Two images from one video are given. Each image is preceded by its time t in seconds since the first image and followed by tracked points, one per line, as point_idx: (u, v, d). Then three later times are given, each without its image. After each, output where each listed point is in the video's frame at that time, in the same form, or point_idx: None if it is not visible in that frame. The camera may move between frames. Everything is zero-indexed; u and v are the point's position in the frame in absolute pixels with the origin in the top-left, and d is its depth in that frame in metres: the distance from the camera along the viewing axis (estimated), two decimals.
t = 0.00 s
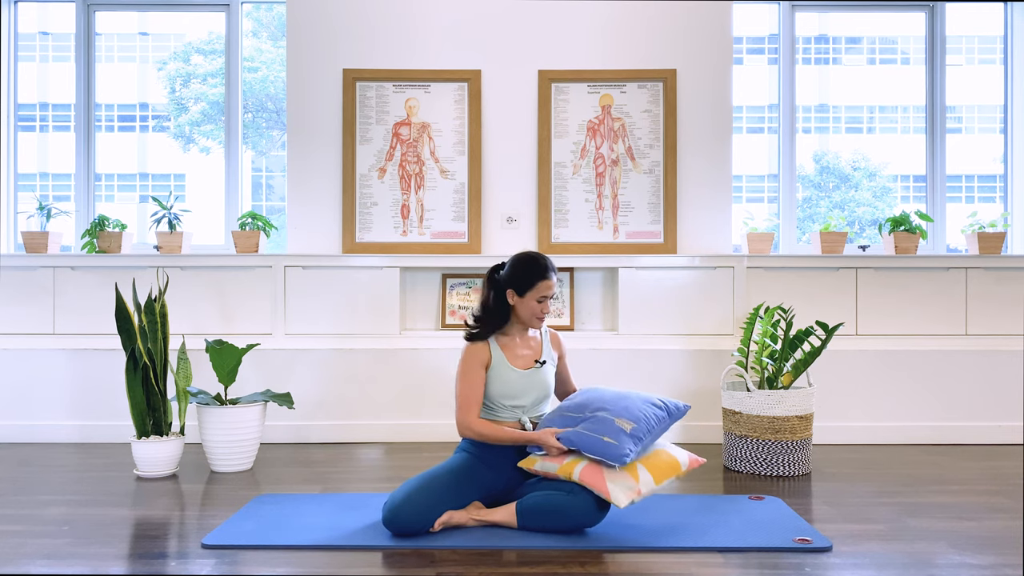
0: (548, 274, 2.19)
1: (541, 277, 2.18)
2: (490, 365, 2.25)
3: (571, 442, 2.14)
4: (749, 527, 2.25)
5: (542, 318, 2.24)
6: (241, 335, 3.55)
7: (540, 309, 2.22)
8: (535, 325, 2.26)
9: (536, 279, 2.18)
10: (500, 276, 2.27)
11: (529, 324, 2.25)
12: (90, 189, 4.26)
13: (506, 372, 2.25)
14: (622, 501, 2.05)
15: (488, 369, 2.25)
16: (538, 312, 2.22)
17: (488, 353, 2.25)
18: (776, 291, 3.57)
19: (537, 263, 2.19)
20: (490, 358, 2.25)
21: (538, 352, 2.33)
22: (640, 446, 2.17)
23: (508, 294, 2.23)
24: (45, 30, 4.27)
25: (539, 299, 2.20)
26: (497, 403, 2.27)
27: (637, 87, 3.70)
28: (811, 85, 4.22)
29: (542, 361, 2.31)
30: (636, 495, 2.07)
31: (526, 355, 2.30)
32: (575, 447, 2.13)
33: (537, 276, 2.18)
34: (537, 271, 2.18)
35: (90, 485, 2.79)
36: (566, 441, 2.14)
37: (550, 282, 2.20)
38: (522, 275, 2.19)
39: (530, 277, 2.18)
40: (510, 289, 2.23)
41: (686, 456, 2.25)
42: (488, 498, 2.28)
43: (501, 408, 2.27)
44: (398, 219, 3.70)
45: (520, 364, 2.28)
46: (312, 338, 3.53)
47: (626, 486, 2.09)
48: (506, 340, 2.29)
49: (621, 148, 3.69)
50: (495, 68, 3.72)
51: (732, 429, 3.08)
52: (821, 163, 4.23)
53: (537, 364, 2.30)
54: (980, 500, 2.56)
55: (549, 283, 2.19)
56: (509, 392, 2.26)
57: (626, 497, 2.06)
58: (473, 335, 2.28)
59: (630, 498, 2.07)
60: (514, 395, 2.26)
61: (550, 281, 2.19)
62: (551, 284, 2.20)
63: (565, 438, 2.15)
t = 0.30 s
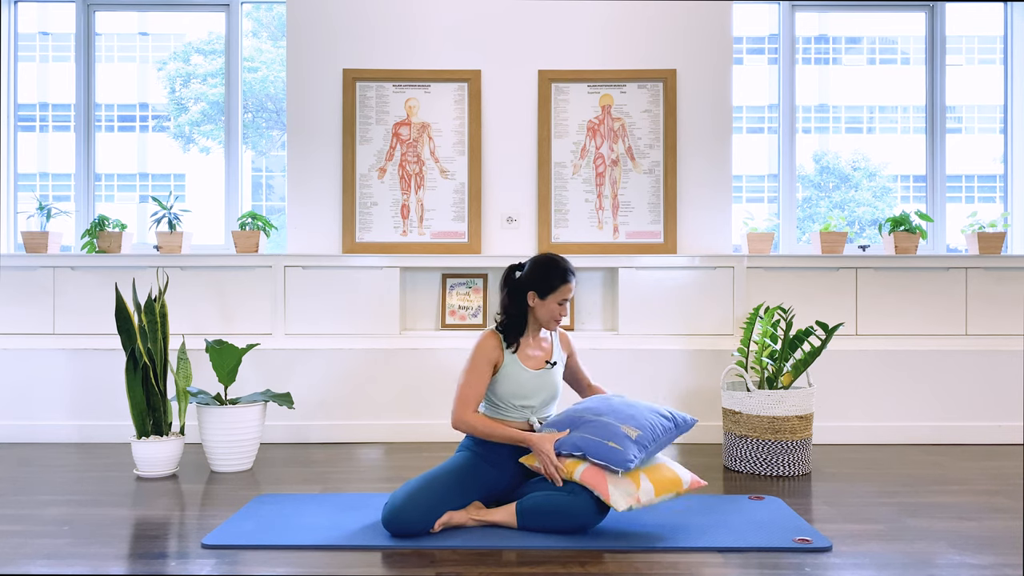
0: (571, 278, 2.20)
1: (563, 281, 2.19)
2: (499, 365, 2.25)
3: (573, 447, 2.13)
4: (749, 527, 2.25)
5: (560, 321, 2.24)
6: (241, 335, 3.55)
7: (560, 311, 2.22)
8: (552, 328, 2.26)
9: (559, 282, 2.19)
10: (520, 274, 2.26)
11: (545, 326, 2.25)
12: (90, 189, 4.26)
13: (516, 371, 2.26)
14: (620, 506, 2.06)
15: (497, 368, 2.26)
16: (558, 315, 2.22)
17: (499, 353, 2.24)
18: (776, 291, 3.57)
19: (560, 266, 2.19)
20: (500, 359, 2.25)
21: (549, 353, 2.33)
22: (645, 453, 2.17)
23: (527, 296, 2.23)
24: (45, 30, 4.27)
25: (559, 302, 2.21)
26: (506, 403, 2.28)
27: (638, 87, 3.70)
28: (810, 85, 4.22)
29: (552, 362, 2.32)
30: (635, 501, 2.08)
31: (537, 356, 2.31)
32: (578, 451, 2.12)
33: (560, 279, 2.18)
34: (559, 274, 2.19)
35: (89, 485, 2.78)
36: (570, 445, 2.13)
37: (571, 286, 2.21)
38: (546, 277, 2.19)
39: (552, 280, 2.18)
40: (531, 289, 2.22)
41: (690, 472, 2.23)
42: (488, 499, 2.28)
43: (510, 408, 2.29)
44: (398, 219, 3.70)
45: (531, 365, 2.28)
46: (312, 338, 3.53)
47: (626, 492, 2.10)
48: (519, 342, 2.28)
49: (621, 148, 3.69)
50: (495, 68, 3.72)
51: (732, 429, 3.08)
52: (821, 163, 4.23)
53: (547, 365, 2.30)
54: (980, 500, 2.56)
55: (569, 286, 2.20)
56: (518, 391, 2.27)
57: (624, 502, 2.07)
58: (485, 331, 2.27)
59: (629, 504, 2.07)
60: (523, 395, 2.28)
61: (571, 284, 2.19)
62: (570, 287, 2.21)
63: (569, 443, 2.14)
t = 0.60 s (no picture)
0: (590, 288, 2.19)
1: (581, 291, 2.18)
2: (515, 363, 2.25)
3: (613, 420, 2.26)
4: (750, 527, 2.26)
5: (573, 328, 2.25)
6: (241, 334, 3.55)
7: (576, 319, 2.23)
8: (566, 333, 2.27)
9: (579, 292, 2.18)
10: (539, 277, 2.24)
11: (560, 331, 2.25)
12: (90, 189, 4.26)
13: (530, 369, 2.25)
14: (669, 471, 2.19)
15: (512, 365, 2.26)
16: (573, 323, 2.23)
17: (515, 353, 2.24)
18: (776, 291, 3.57)
19: (581, 275, 2.19)
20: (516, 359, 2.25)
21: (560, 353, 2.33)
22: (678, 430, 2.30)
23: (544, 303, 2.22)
24: (45, 30, 4.27)
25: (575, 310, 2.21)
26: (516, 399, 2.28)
27: (637, 87, 3.70)
28: (811, 85, 4.22)
29: (563, 362, 2.32)
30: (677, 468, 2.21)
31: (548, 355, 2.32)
32: (619, 423, 2.25)
33: (578, 289, 2.18)
34: (578, 283, 2.18)
35: (90, 484, 2.79)
36: (611, 418, 2.27)
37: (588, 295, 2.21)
38: (568, 285, 2.18)
39: (571, 289, 2.18)
40: (550, 295, 2.21)
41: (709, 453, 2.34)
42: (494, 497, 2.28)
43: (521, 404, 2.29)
44: (398, 219, 3.70)
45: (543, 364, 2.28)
46: (312, 338, 3.53)
47: (669, 461, 2.22)
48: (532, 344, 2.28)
49: (621, 148, 3.69)
50: (495, 68, 3.72)
51: (732, 428, 3.08)
52: (822, 163, 4.23)
53: (558, 364, 2.30)
54: (980, 500, 2.56)
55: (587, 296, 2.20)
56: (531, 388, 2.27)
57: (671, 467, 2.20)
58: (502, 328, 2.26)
59: (676, 470, 2.21)
60: (534, 393, 2.27)
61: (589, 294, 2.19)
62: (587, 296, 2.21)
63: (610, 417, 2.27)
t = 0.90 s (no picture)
0: (602, 301, 2.19)
1: (595, 304, 2.18)
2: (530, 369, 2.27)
3: (631, 426, 2.50)
4: (749, 526, 2.26)
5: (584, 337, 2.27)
6: (241, 334, 3.55)
7: (586, 329, 2.23)
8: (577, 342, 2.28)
9: (591, 304, 2.18)
10: (554, 284, 2.24)
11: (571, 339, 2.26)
12: (90, 189, 4.26)
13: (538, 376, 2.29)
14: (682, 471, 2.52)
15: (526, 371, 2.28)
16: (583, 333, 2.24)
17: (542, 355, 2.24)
18: (776, 291, 3.57)
19: (595, 287, 2.19)
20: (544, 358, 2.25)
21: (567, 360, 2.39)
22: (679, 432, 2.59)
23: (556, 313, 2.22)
24: (45, 30, 4.27)
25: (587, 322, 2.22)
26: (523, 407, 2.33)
27: (638, 87, 3.70)
28: (811, 85, 4.22)
29: (569, 368, 2.38)
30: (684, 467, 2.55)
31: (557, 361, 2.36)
32: (639, 429, 2.50)
33: (592, 303, 2.18)
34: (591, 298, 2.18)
35: (90, 485, 2.78)
36: (631, 424, 2.51)
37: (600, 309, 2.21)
38: (581, 297, 2.18)
39: (584, 303, 2.18)
40: (562, 304, 2.20)
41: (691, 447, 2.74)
42: (496, 496, 2.28)
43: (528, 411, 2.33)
44: (398, 219, 3.70)
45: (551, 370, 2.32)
46: (311, 338, 3.53)
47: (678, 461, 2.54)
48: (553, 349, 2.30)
49: (621, 148, 3.69)
50: (495, 68, 3.72)
51: (732, 428, 3.08)
52: (822, 163, 4.23)
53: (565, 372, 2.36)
54: (980, 500, 2.57)
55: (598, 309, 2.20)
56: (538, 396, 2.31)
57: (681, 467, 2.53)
58: (523, 331, 2.24)
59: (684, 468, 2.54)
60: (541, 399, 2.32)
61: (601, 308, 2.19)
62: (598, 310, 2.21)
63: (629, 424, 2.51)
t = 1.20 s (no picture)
0: (613, 306, 2.18)
1: (605, 309, 2.17)
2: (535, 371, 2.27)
3: (629, 449, 2.62)
4: (749, 527, 2.25)
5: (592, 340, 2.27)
6: (241, 334, 3.55)
7: (594, 333, 2.23)
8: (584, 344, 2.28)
9: (601, 309, 2.17)
10: (565, 286, 2.22)
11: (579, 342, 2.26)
12: (90, 189, 4.26)
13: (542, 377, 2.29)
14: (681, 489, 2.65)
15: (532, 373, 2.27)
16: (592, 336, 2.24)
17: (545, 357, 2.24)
18: (776, 291, 3.57)
19: (606, 292, 2.17)
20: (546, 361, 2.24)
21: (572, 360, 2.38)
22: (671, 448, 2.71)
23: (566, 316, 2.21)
24: (45, 30, 4.27)
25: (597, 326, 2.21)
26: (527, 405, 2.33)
27: (638, 87, 3.70)
28: (811, 85, 4.22)
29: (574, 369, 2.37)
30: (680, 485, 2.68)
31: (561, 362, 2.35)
32: (637, 453, 2.62)
33: (603, 308, 2.17)
34: (602, 302, 2.16)
35: (90, 485, 2.79)
36: (628, 447, 2.62)
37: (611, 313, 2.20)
38: (592, 301, 2.16)
39: (595, 308, 2.17)
40: (572, 307, 2.19)
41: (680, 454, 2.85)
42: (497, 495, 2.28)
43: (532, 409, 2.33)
44: (398, 219, 3.70)
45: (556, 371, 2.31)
46: (311, 338, 3.53)
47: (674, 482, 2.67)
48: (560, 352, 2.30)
49: (621, 148, 3.69)
50: (495, 68, 3.72)
51: (732, 428, 3.08)
52: (822, 163, 4.23)
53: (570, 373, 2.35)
54: (981, 500, 2.56)
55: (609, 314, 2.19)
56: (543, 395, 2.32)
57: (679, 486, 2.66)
58: (528, 332, 2.23)
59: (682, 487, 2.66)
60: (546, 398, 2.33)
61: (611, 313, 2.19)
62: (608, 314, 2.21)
63: (626, 447, 2.62)
